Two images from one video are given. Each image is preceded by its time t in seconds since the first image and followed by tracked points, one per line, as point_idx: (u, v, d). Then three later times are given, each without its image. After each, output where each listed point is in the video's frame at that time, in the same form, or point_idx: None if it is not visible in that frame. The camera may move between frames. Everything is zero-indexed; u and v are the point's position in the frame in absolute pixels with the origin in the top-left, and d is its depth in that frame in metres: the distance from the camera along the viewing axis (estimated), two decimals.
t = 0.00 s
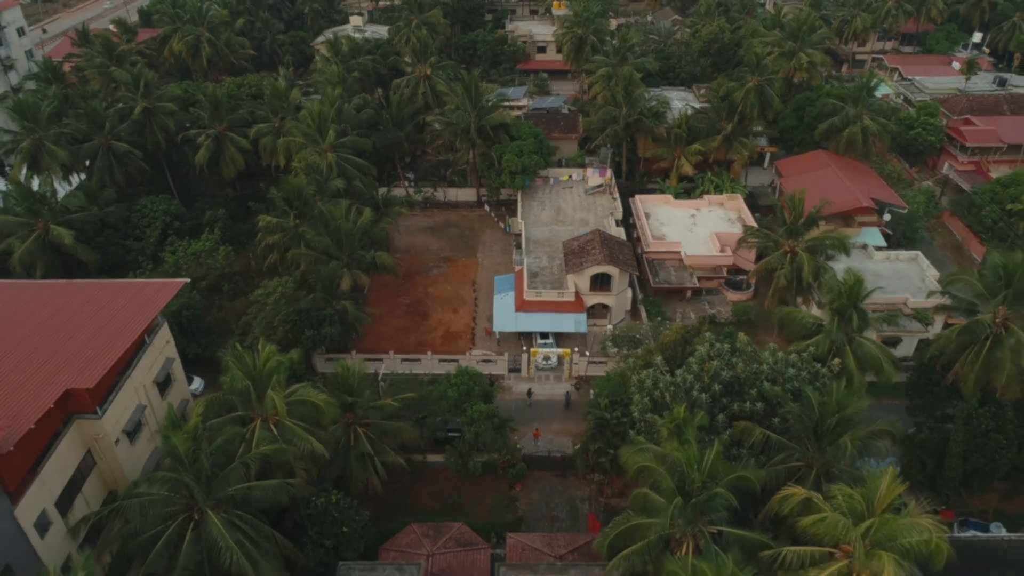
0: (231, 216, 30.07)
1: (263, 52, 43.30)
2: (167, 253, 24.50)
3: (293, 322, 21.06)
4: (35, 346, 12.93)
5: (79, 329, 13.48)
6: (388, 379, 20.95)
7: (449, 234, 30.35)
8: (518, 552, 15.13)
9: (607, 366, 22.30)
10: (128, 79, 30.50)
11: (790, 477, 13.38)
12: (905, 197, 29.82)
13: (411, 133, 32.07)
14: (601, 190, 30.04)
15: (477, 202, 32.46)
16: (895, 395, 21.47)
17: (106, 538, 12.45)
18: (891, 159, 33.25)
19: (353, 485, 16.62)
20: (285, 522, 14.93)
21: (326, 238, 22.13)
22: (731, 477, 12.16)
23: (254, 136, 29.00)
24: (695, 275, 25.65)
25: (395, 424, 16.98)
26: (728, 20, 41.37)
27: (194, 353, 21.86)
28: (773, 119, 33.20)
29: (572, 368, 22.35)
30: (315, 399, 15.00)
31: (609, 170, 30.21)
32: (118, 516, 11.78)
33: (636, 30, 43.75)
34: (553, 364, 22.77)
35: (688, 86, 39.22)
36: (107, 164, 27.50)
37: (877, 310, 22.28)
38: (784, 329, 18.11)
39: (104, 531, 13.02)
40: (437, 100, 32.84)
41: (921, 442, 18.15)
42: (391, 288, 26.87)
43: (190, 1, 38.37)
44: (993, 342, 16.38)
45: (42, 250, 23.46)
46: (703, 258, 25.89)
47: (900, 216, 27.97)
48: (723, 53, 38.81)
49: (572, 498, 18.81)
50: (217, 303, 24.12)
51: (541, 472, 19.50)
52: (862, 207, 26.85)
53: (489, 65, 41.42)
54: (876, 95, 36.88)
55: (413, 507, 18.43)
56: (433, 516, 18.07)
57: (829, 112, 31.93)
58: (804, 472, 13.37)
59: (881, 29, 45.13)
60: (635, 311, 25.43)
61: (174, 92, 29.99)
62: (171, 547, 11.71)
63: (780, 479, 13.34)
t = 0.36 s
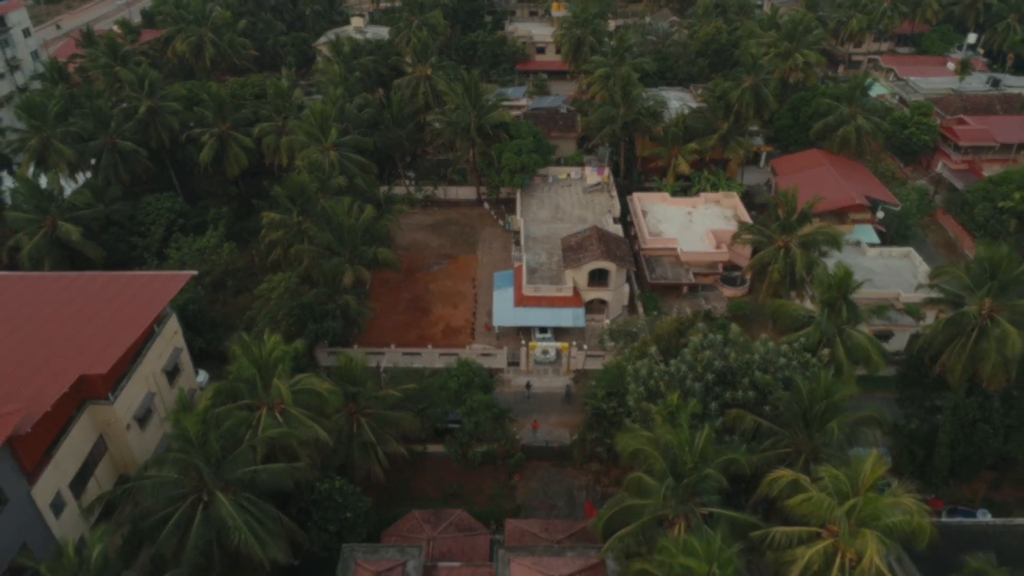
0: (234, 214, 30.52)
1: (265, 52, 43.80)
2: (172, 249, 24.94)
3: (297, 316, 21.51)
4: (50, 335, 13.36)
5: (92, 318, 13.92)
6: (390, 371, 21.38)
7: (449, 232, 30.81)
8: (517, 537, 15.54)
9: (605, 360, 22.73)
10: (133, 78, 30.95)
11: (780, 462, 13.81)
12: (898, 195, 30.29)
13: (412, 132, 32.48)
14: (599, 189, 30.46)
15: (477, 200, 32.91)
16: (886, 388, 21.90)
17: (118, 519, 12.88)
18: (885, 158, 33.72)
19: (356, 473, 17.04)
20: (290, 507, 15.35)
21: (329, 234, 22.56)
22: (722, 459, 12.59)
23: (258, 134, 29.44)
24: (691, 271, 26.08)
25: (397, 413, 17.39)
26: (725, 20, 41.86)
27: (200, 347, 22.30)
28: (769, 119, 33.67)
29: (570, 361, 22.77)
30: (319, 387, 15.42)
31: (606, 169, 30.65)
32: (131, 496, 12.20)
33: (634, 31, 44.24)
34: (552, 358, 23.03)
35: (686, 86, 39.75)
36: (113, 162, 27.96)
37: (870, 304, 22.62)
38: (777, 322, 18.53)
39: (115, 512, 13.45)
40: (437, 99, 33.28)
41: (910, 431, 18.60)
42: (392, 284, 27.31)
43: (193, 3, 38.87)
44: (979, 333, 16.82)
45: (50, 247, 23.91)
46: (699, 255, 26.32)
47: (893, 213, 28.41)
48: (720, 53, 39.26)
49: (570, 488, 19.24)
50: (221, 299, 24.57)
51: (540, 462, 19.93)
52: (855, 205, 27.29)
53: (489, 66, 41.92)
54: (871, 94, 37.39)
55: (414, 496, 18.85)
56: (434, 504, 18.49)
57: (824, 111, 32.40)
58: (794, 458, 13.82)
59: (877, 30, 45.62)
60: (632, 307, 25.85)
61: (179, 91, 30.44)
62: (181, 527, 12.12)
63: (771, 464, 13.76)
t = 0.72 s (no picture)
0: (238, 213, 31.03)
1: (268, 54, 44.33)
2: (177, 247, 25.41)
3: (301, 311, 22.07)
4: (63, 325, 13.80)
5: (104, 309, 14.37)
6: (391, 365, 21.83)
7: (449, 231, 31.27)
8: (516, 523, 15.99)
9: (602, 355, 23.21)
10: (138, 79, 31.41)
11: (769, 449, 14.29)
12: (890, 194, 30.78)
13: (413, 132, 32.92)
14: (597, 188, 30.88)
15: (477, 199, 33.40)
16: (877, 382, 22.37)
17: (129, 503, 13.32)
18: (879, 159, 34.22)
19: (358, 463, 17.48)
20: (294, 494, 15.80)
21: (332, 231, 23.01)
22: (712, 445, 13.03)
23: (261, 134, 29.93)
24: (687, 268, 26.56)
25: (399, 405, 17.83)
26: (721, 23, 42.40)
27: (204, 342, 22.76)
28: (765, 120, 34.20)
29: (568, 356, 23.23)
30: (323, 377, 15.86)
31: (603, 170, 31.15)
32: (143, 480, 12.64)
33: (632, 33, 44.76)
34: (550, 353, 23.45)
35: (683, 87, 40.37)
36: (119, 162, 28.43)
37: (861, 300, 23.10)
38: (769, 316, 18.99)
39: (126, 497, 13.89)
40: (437, 100, 33.79)
41: (899, 423, 19.10)
42: (393, 282, 27.78)
43: (197, 5, 39.38)
44: (965, 326, 17.28)
45: (58, 244, 24.36)
46: (695, 252, 26.77)
47: (886, 212, 28.89)
48: (717, 55, 39.74)
49: (568, 479, 19.72)
50: (226, 295, 25.04)
51: (537, 453, 20.42)
52: (848, 203, 27.75)
53: (489, 67, 42.41)
54: (865, 95, 37.89)
55: (415, 486, 19.32)
56: (434, 494, 18.96)
57: (819, 112, 32.89)
58: (783, 446, 14.31)
59: (872, 33, 46.17)
60: (629, 304, 26.29)
61: (183, 92, 30.91)
62: (191, 508, 12.56)
63: (760, 451, 14.23)
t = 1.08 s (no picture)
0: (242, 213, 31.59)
1: (270, 57, 44.91)
2: (183, 245, 25.91)
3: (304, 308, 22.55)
4: (78, 316, 14.32)
5: (117, 300, 14.87)
6: (392, 361, 22.30)
7: (450, 231, 31.75)
8: (515, 510, 16.46)
9: (599, 351, 23.73)
10: (143, 82, 31.93)
11: (759, 436, 14.76)
12: (883, 195, 31.34)
13: (414, 134, 33.56)
14: (595, 189, 31.32)
15: (477, 200, 33.98)
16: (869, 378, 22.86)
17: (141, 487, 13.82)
18: (873, 161, 34.77)
19: (361, 453, 17.96)
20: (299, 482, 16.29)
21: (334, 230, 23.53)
22: (703, 431, 13.52)
23: (264, 136, 30.47)
24: (683, 267, 27.06)
25: (400, 397, 18.26)
26: (718, 27, 42.99)
27: (210, 339, 23.25)
28: (760, 122, 34.78)
29: (566, 352, 23.71)
30: (327, 368, 16.33)
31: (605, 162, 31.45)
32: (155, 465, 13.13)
33: (630, 36, 45.38)
34: (548, 349, 23.82)
35: (681, 91, 41.16)
36: (125, 164, 28.94)
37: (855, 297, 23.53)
38: (761, 311, 19.48)
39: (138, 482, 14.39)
40: (438, 103, 34.21)
41: (889, 416, 19.75)
42: (394, 280, 28.29)
43: (201, 10, 39.97)
44: (950, 319, 17.80)
45: (66, 243, 24.84)
46: (692, 250, 27.26)
47: (878, 212, 29.35)
48: (715, 58, 40.25)
49: (566, 470, 20.21)
50: (230, 294, 25.54)
51: (536, 446, 20.93)
52: (841, 203, 28.28)
53: (489, 70, 43.00)
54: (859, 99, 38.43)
55: (417, 477, 19.81)
56: (435, 485, 19.44)
57: (813, 114, 33.42)
58: (772, 433, 14.79)
59: (867, 37, 46.85)
60: (626, 301, 26.73)
61: (188, 94, 31.45)
62: (202, 491, 13.07)
63: (750, 439, 14.72)
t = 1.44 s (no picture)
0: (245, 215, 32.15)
1: (273, 61, 45.55)
2: (188, 245, 26.45)
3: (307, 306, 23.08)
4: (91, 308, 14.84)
5: (129, 293, 15.40)
6: (394, 357, 22.79)
7: (450, 232, 32.30)
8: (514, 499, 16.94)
9: (596, 348, 24.23)
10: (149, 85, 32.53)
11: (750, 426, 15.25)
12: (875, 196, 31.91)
13: (414, 137, 34.18)
14: (593, 190, 31.87)
15: (477, 202, 34.53)
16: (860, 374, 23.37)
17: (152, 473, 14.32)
18: (866, 163, 35.38)
19: (364, 445, 18.44)
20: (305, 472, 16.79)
21: (338, 230, 24.07)
22: (694, 418, 14.03)
23: (267, 139, 31.04)
24: (678, 266, 27.59)
25: (401, 391, 18.72)
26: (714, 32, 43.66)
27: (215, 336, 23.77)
28: (755, 125, 35.38)
29: (564, 349, 24.17)
30: (332, 362, 16.86)
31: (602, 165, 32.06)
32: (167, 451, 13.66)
33: (628, 41, 46.05)
34: (546, 346, 24.24)
35: (677, 94, 41.90)
36: (131, 166, 29.50)
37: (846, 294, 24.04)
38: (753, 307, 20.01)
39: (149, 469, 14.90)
40: (439, 107, 34.83)
41: (879, 411, 20.28)
42: (396, 280, 28.82)
43: (205, 15, 40.63)
44: (937, 314, 18.33)
45: (74, 243, 25.37)
46: (686, 248, 27.80)
47: (871, 213, 29.84)
48: (711, 63, 40.89)
49: (563, 463, 20.69)
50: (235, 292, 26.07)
51: (535, 440, 21.44)
52: (834, 204, 28.87)
53: (488, 74, 43.65)
54: (853, 102, 39.06)
55: (418, 470, 20.30)
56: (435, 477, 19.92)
57: (806, 117, 34.07)
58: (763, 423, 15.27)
59: (861, 42, 47.58)
60: (623, 300, 27.22)
61: (193, 98, 32.05)
62: (211, 476, 13.58)
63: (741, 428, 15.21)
